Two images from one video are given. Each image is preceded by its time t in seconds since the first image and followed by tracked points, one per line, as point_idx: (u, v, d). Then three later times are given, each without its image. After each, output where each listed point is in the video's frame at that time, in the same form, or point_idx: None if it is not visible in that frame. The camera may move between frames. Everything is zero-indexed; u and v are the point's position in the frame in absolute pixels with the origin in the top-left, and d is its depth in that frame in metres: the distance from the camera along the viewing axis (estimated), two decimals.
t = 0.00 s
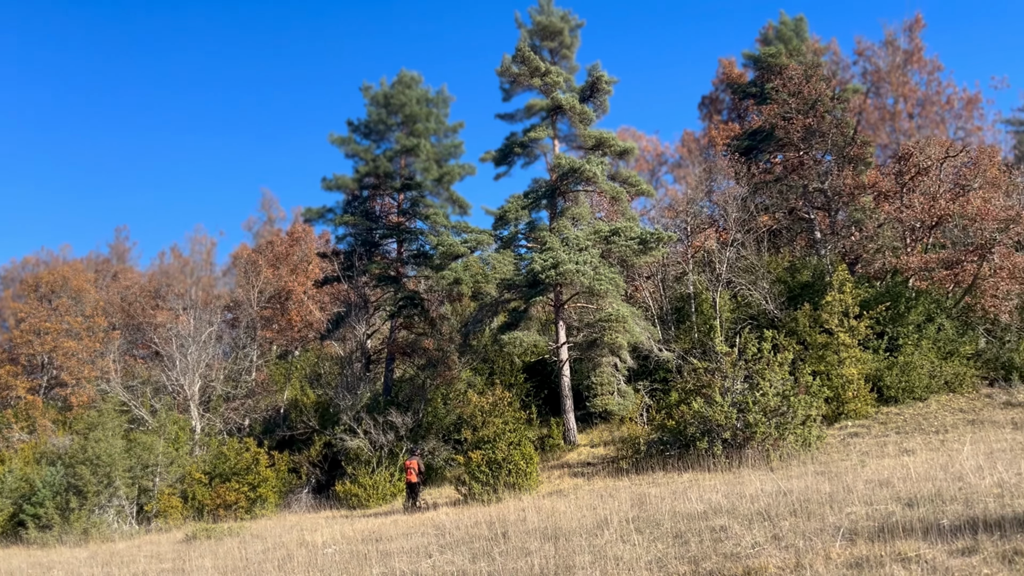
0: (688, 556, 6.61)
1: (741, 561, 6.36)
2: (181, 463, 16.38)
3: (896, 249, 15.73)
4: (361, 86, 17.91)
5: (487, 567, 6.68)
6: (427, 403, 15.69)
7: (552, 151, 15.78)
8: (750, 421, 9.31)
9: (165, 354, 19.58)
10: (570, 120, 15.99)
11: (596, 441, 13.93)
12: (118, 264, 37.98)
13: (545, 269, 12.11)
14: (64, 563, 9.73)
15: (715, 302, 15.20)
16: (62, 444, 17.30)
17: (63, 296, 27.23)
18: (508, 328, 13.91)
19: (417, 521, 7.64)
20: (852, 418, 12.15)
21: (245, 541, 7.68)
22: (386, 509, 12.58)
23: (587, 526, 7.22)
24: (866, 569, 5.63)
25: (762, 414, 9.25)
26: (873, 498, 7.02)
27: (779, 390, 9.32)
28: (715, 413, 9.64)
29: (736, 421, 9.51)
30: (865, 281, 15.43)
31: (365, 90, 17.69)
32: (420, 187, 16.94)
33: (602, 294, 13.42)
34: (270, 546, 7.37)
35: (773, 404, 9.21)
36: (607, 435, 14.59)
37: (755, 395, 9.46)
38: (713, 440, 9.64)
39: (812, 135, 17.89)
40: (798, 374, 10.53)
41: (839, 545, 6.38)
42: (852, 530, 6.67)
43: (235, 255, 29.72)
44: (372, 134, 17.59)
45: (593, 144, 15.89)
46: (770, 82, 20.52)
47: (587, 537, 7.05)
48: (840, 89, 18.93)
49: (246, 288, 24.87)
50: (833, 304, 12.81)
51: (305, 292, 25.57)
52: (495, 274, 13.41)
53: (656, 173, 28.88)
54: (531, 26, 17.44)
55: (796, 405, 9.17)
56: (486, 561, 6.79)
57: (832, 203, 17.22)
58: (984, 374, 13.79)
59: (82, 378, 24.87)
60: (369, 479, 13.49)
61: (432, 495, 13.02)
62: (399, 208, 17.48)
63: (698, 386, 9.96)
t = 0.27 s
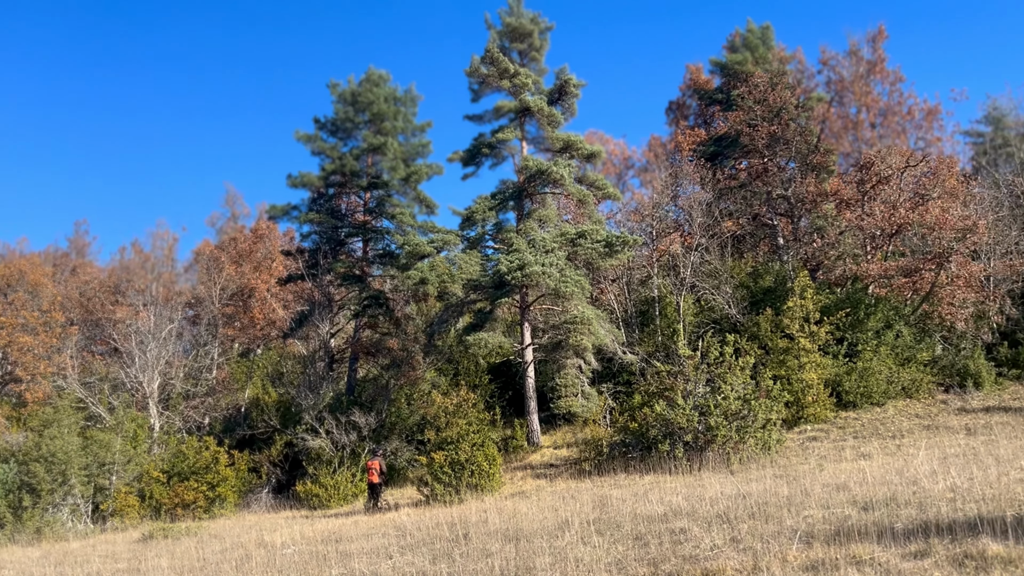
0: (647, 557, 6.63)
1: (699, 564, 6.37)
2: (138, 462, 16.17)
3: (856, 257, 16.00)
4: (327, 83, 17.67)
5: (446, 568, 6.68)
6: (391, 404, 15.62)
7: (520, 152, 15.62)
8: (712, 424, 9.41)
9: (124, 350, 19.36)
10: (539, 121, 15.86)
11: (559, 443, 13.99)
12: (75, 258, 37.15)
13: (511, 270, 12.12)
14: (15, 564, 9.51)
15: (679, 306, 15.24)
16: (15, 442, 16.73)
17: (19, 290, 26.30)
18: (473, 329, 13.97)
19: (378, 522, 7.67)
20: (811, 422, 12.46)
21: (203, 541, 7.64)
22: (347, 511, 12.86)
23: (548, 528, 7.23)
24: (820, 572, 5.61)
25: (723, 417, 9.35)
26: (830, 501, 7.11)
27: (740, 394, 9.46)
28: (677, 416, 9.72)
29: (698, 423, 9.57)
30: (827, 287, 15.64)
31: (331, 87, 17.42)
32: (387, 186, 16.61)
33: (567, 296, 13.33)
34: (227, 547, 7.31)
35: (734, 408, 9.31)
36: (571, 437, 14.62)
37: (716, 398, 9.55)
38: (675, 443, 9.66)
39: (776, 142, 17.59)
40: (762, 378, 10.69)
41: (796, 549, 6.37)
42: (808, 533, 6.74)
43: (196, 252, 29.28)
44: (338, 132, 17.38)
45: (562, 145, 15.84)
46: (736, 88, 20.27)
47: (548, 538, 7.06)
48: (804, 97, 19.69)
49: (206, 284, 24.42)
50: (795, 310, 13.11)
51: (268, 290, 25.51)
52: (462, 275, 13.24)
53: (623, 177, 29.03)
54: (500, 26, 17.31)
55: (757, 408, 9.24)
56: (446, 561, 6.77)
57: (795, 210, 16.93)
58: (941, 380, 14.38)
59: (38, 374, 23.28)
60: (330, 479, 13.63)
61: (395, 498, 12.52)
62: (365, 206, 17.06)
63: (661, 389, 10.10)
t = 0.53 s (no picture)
0: (605, 560, 6.61)
1: (656, 567, 6.34)
2: (92, 460, 16.07)
3: (815, 264, 15.89)
4: (292, 81, 17.75)
5: (403, 571, 6.61)
6: (352, 405, 15.66)
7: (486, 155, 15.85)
8: (671, 428, 9.45)
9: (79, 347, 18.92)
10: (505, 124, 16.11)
11: (520, 445, 14.20)
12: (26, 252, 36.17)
13: (475, 272, 12.05)
14: None
15: (641, 310, 15.40)
16: None
17: None
18: (437, 331, 14.02)
19: (337, 525, 7.66)
20: (769, 428, 12.36)
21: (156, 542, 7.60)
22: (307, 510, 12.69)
23: (508, 530, 7.22)
24: None
25: (683, 421, 9.38)
26: (786, 505, 7.16)
27: (700, 398, 9.54)
28: (636, 420, 9.71)
29: (658, 427, 9.61)
30: (785, 294, 15.71)
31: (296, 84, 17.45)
32: (351, 185, 16.82)
33: (531, 299, 13.55)
34: (181, 548, 7.24)
35: (694, 412, 9.34)
36: (531, 439, 14.80)
37: (676, 402, 9.60)
38: (635, 446, 9.70)
39: (738, 150, 17.98)
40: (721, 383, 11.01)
41: (751, 553, 6.38)
42: (763, 537, 6.77)
43: (155, 249, 28.92)
44: (303, 130, 17.47)
45: (528, 149, 16.08)
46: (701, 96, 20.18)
47: (507, 541, 7.04)
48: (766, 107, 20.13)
49: (165, 282, 24.18)
50: (754, 316, 13.16)
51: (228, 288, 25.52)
52: (426, 276, 13.44)
53: (587, 182, 29.32)
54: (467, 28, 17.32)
55: (716, 412, 9.31)
56: (403, 564, 6.73)
57: (757, 217, 17.08)
58: (897, 387, 14.22)
59: None
60: (288, 481, 13.39)
61: (352, 499, 12.48)
62: (329, 205, 17.30)
63: (623, 393, 10.11)
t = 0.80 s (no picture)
0: (563, 564, 6.59)
1: (612, 572, 6.33)
2: (42, 461, 15.38)
3: (775, 273, 15.97)
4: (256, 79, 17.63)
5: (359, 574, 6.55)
6: (311, 407, 15.39)
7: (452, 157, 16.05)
8: (631, 433, 9.55)
9: (31, 345, 18.43)
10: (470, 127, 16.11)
11: (480, 448, 14.31)
12: None
13: (438, 275, 12.12)
14: None
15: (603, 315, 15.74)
16: None
17: None
18: (398, 333, 14.01)
19: (293, 529, 7.60)
20: (727, 434, 12.71)
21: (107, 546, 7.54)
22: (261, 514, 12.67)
23: (466, 534, 7.20)
24: None
25: (643, 425, 9.46)
26: (742, 510, 7.22)
27: (660, 404, 9.60)
28: (598, 424, 9.75)
29: (618, 431, 9.67)
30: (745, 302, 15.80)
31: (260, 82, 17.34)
32: (314, 185, 16.80)
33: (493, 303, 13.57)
34: (134, 551, 7.15)
35: (653, 418, 9.39)
36: (492, 443, 15.00)
37: (636, 408, 9.66)
38: (595, 451, 9.70)
39: (701, 158, 17.74)
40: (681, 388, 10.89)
41: (707, 557, 6.39)
42: (719, 542, 6.79)
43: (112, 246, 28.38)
44: (266, 128, 17.37)
45: (493, 153, 16.08)
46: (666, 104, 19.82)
47: (465, 545, 7.01)
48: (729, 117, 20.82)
49: (122, 280, 23.75)
50: (714, 323, 13.41)
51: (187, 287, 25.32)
52: (389, 278, 13.36)
53: (553, 187, 29.43)
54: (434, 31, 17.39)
55: (675, 418, 9.38)
56: (359, 568, 6.66)
57: (718, 226, 17.18)
58: (851, 396, 14.57)
59: None
60: (244, 483, 13.46)
61: (310, 502, 12.48)
62: (290, 205, 17.07)
63: (584, 398, 10.15)
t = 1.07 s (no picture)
0: (521, 571, 6.53)
1: None
2: None
3: (736, 282, 16.21)
4: (222, 77, 17.52)
5: None
6: (270, 410, 15.36)
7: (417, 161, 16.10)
8: (592, 439, 9.60)
9: None
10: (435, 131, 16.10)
11: (440, 454, 14.29)
12: None
13: (402, 279, 12.34)
14: None
15: (566, 322, 15.72)
16: None
17: None
18: (360, 337, 13.83)
19: (249, 534, 7.55)
20: (687, 440, 12.88)
21: (57, 551, 7.43)
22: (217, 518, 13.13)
23: (425, 539, 7.18)
24: None
25: (604, 432, 9.59)
26: (700, 517, 7.26)
27: (620, 410, 9.73)
28: (559, 431, 9.81)
29: (580, 438, 9.72)
30: (706, 311, 15.94)
31: (225, 80, 17.23)
32: (278, 186, 16.73)
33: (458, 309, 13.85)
34: (85, 556, 7.03)
35: (614, 424, 9.52)
36: (453, 448, 14.90)
37: (597, 414, 9.73)
38: (555, 457, 9.73)
39: (665, 168, 17.13)
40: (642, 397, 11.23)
41: (665, 563, 6.38)
42: (677, 548, 6.80)
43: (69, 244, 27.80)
44: (230, 127, 17.26)
45: (459, 158, 16.30)
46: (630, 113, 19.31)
47: (423, 551, 6.95)
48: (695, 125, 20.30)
49: (78, 279, 23.30)
50: (676, 331, 13.92)
51: (145, 288, 25.00)
52: (352, 281, 13.63)
53: (519, 194, 29.57)
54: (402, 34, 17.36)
55: (635, 425, 9.53)
56: (316, 573, 6.57)
57: (681, 234, 16.88)
58: (809, 405, 14.74)
59: None
60: (200, 486, 13.65)
61: (266, 506, 12.53)
62: (253, 206, 17.04)
63: (545, 403, 10.29)
